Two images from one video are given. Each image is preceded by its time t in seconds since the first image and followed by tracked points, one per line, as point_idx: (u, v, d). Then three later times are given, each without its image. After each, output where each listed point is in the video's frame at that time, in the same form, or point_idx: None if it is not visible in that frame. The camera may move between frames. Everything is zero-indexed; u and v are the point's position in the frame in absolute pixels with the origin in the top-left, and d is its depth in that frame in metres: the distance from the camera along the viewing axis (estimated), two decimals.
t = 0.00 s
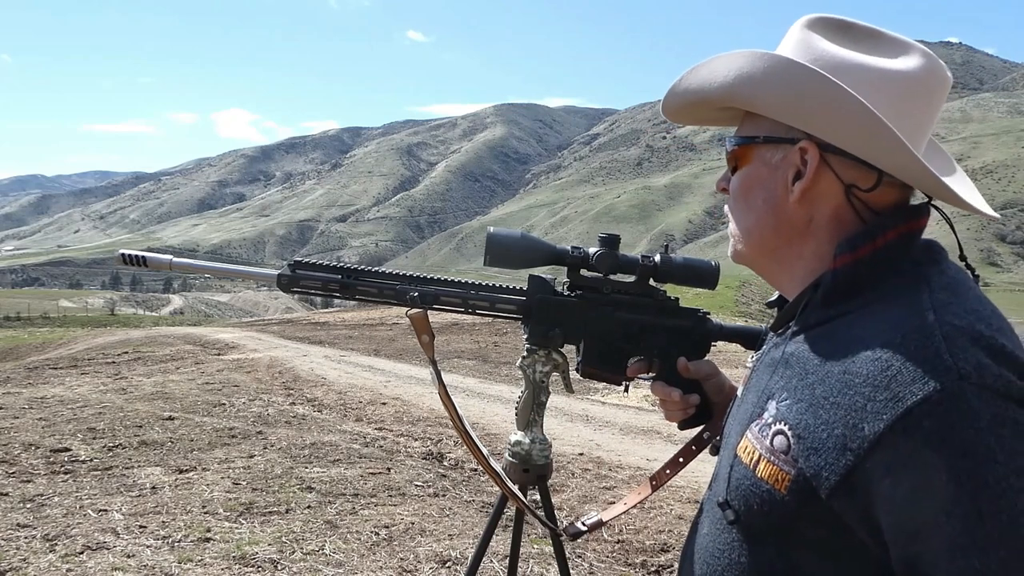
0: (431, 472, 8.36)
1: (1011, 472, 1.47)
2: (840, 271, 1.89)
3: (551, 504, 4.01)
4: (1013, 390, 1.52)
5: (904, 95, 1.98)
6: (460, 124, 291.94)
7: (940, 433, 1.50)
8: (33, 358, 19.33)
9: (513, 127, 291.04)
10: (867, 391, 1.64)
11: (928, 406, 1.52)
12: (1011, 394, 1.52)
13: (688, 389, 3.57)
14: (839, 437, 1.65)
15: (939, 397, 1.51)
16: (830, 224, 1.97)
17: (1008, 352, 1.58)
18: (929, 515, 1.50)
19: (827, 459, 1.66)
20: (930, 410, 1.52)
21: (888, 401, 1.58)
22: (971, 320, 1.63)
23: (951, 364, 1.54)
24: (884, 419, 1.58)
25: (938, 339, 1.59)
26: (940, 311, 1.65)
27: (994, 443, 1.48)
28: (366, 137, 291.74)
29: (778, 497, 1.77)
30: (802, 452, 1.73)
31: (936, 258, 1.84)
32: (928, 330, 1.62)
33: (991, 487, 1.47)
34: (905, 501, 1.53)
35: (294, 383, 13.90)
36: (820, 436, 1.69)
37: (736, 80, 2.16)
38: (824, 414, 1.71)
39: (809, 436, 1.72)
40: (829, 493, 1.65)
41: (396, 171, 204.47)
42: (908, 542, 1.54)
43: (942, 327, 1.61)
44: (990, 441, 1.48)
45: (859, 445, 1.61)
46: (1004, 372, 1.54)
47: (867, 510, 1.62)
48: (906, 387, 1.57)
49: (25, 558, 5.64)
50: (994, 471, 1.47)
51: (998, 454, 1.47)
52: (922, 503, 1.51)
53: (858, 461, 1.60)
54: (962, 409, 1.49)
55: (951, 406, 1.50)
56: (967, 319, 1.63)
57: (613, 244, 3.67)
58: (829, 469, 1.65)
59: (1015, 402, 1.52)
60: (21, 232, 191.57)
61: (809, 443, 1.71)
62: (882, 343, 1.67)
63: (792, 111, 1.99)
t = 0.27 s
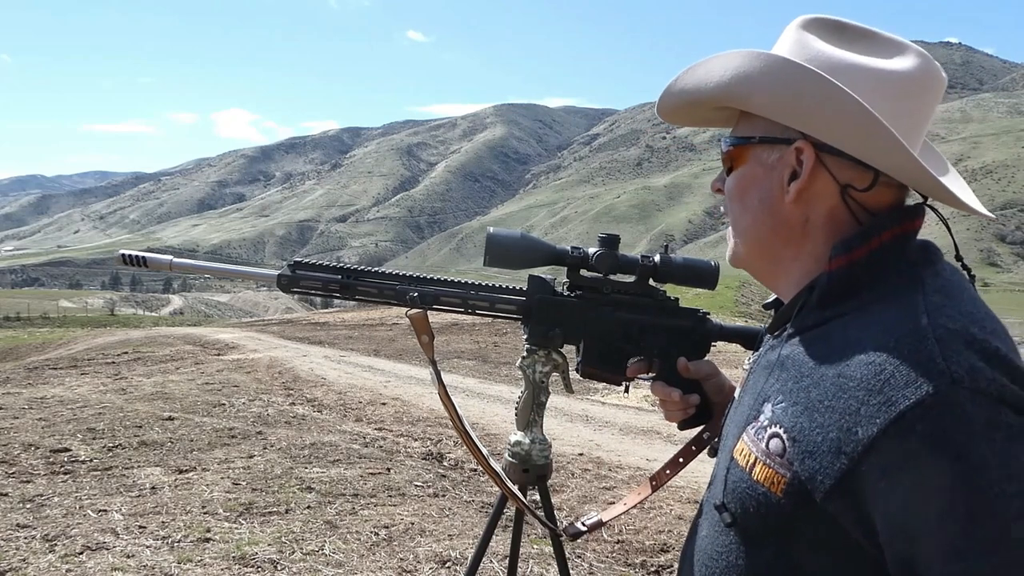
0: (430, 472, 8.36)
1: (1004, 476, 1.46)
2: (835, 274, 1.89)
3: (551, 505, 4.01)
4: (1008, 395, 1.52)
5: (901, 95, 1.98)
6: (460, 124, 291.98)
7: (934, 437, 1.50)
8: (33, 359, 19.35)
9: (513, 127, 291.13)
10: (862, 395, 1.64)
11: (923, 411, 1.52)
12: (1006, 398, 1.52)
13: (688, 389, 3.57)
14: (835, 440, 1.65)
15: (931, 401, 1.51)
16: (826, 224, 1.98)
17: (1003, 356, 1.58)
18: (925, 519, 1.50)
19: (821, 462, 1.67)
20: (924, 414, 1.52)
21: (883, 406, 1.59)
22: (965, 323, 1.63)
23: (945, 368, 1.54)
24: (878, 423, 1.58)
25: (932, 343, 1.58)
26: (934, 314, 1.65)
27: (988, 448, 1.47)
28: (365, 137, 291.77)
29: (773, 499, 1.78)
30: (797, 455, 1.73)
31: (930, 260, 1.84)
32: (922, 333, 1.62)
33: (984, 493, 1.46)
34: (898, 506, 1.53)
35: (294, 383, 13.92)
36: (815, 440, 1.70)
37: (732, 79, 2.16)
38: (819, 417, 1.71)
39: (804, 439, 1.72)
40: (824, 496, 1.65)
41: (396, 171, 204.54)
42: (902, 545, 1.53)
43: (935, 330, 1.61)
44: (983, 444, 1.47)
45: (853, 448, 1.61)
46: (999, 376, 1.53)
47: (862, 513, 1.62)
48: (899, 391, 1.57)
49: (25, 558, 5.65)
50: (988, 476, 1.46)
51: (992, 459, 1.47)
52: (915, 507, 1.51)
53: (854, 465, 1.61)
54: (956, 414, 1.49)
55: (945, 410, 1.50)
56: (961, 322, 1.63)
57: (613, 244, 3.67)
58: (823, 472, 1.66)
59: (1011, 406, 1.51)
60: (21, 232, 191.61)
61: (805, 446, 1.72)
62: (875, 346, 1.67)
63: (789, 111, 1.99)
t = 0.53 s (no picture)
0: (431, 472, 8.36)
1: (999, 478, 1.46)
2: (833, 274, 1.89)
3: (551, 505, 4.01)
4: (1005, 395, 1.52)
5: (901, 94, 1.99)
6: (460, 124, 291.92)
7: (930, 436, 1.50)
8: (33, 358, 19.34)
9: (513, 127, 291.10)
10: (859, 394, 1.64)
11: (918, 410, 1.52)
12: (1003, 399, 1.51)
13: (688, 389, 3.57)
14: (832, 439, 1.66)
15: (927, 401, 1.52)
16: (827, 224, 1.97)
17: (999, 355, 1.58)
18: (920, 519, 1.50)
19: (820, 461, 1.66)
20: (920, 413, 1.52)
21: (880, 405, 1.59)
22: (963, 322, 1.63)
23: (942, 368, 1.54)
24: (875, 423, 1.58)
25: (929, 342, 1.59)
26: (932, 313, 1.65)
27: (983, 449, 1.47)
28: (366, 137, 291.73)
29: (772, 499, 1.77)
30: (795, 454, 1.73)
31: (929, 260, 1.84)
32: (920, 332, 1.62)
33: (980, 494, 1.46)
34: (893, 505, 1.53)
35: (294, 383, 13.91)
36: (812, 439, 1.70)
37: (732, 79, 2.16)
38: (817, 416, 1.71)
39: (802, 438, 1.72)
40: (822, 496, 1.65)
41: (396, 170, 204.45)
42: (898, 542, 1.53)
43: (934, 329, 1.61)
44: (978, 444, 1.47)
45: (850, 447, 1.61)
46: (998, 377, 1.53)
47: (860, 513, 1.62)
48: (896, 390, 1.57)
49: (25, 558, 5.64)
50: (985, 478, 1.46)
51: (988, 460, 1.46)
52: (911, 508, 1.51)
53: (851, 464, 1.61)
54: (952, 414, 1.49)
55: (942, 409, 1.50)
56: (959, 321, 1.63)
57: (614, 244, 3.66)
58: (821, 471, 1.66)
59: (1006, 408, 1.51)
60: (21, 232, 191.60)
61: (802, 445, 1.72)
62: (874, 345, 1.67)
63: (790, 110, 1.99)
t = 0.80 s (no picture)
0: (431, 472, 8.36)
1: (999, 480, 1.46)
2: (836, 274, 1.88)
3: (551, 505, 4.01)
4: (1007, 397, 1.52)
5: (907, 94, 1.99)
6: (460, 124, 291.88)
7: (932, 438, 1.50)
8: (34, 358, 19.34)
9: (513, 127, 291.11)
10: (863, 394, 1.64)
11: (922, 411, 1.52)
12: (1005, 400, 1.51)
13: (687, 389, 3.57)
14: (835, 439, 1.65)
15: (930, 402, 1.52)
16: (831, 223, 1.97)
17: (1003, 356, 1.58)
18: (921, 520, 1.50)
19: (822, 462, 1.66)
20: (922, 414, 1.52)
21: (883, 405, 1.59)
22: (965, 323, 1.63)
23: (946, 369, 1.54)
24: (878, 423, 1.58)
25: (933, 343, 1.59)
26: (935, 313, 1.66)
27: (984, 450, 1.47)
28: (365, 137, 291.70)
29: (774, 498, 1.78)
30: (798, 454, 1.73)
31: (930, 260, 1.85)
32: (922, 332, 1.62)
33: (979, 496, 1.46)
34: (893, 505, 1.53)
35: (295, 383, 13.90)
36: (814, 439, 1.70)
37: (737, 76, 2.16)
38: (822, 416, 1.71)
39: (805, 438, 1.72)
40: (823, 496, 1.66)
41: (396, 170, 204.43)
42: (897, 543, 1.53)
43: (937, 329, 1.61)
44: (979, 445, 1.48)
45: (853, 447, 1.61)
46: (1001, 378, 1.53)
47: (861, 513, 1.62)
48: (898, 390, 1.58)
49: (25, 558, 5.64)
50: (985, 478, 1.46)
51: (987, 462, 1.47)
52: (910, 510, 1.51)
53: (852, 465, 1.61)
54: (955, 416, 1.49)
55: (944, 411, 1.50)
56: (963, 321, 1.63)
57: (614, 244, 3.67)
58: (822, 471, 1.66)
59: (1009, 409, 1.51)
60: (21, 233, 192.18)
61: (806, 445, 1.71)
62: (878, 345, 1.68)
63: (795, 108, 1.99)
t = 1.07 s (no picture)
0: (431, 472, 8.36)
1: (1000, 482, 1.46)
2: (838, 274, 1.89)
3: (551, 504, 4.01)
4: (1009, 399, 1.52)
5: (912, 95, 1.99)
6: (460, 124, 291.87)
7: (934, 438, 1.51)
8: (34, 358, 19.34)
9: (513, 127, 291.24)
10: (866, 394, 1.64)
11: (924, 412, 1.52)
12: (1007, 402, 1.52)
13: (687, 390, 3.57)
14: (837, 439, 1.66)
15: (933, 403, 1.52)
16: (833, 222, 1.98)
17: (1005, 358, 1.59)
18: (921, 521, 1.50)
19: (824, 461, 1.67)
20: (924, 415, 1.52)
21: (886, 405, 1.59)
22: (967, 324, 1.63)
23: (948, 371, 1.54)
24: (881, 424, 1.58)
25: (937, 344, 1.59)
26: (939, 313, 1.66)
27: (984, 452, 1.48)
28: (366, 137, 291.71)
29: (775, 499, 1.78)
30: (800, 453, 1.73)
31: (933, 261, 1.85)
32: (925, 333, 1.62)
33: (979, 497, 1.46)
34: (893, 505, 1.54)
35: (295, 383, 13.91)
36: (816, 439, 1.70)
37: (741, 74, 2.16)
38: (823, 416, 1.71)
39: (806, 437, 1.72)
40: (825, 495, 1.66)
41: (395, 170, 204.38)
42: (897, 542, 1.54)
43: (940, 330, 1.61)
44: (980, 446, 1.48)
45: (855, 447, 1.61)
46: (1002, 381, 1.53)
47: (862, 513, 1.62)
48: (901, 391, 1.58)
49: (25, 558, 5.65)
50: (986, 480, 1.46)
51: (988, 464, 1.47)
52: (911, 511, 1.51)
53: (854, 465, 1.61)
54: (956, 418, 1.49)
55: (946, 413, 1.50)
56: (965, 322, 1.63)
57: (614, 244, 3.67)
58: (823, 471, 1.67)
59: (1011, 411, 1.51)
60: (21, 233, 192.21)
61: (807, 445, 1.72)
62: (882, 345, 1.68)
63: (799, 107, 1.99)
